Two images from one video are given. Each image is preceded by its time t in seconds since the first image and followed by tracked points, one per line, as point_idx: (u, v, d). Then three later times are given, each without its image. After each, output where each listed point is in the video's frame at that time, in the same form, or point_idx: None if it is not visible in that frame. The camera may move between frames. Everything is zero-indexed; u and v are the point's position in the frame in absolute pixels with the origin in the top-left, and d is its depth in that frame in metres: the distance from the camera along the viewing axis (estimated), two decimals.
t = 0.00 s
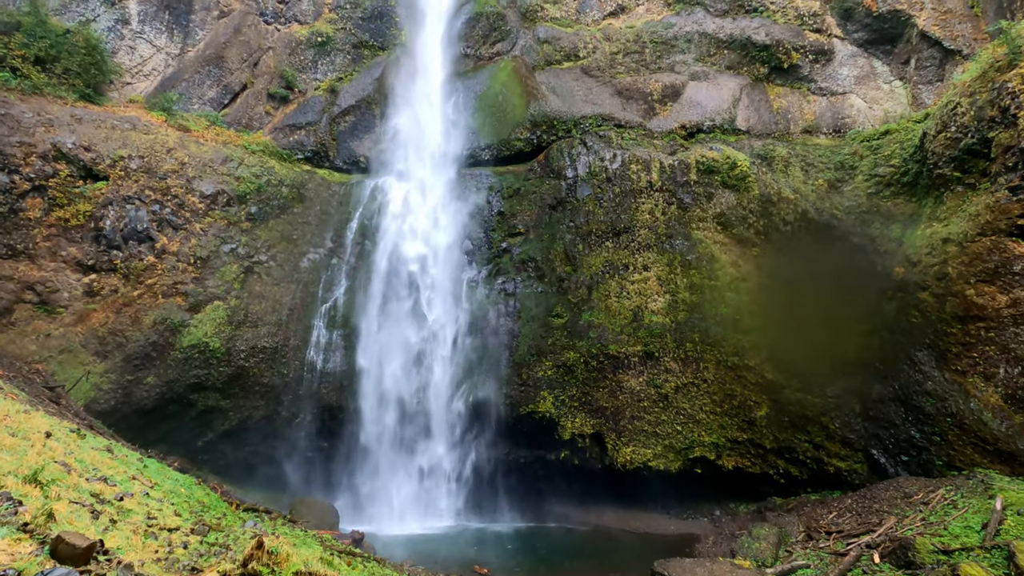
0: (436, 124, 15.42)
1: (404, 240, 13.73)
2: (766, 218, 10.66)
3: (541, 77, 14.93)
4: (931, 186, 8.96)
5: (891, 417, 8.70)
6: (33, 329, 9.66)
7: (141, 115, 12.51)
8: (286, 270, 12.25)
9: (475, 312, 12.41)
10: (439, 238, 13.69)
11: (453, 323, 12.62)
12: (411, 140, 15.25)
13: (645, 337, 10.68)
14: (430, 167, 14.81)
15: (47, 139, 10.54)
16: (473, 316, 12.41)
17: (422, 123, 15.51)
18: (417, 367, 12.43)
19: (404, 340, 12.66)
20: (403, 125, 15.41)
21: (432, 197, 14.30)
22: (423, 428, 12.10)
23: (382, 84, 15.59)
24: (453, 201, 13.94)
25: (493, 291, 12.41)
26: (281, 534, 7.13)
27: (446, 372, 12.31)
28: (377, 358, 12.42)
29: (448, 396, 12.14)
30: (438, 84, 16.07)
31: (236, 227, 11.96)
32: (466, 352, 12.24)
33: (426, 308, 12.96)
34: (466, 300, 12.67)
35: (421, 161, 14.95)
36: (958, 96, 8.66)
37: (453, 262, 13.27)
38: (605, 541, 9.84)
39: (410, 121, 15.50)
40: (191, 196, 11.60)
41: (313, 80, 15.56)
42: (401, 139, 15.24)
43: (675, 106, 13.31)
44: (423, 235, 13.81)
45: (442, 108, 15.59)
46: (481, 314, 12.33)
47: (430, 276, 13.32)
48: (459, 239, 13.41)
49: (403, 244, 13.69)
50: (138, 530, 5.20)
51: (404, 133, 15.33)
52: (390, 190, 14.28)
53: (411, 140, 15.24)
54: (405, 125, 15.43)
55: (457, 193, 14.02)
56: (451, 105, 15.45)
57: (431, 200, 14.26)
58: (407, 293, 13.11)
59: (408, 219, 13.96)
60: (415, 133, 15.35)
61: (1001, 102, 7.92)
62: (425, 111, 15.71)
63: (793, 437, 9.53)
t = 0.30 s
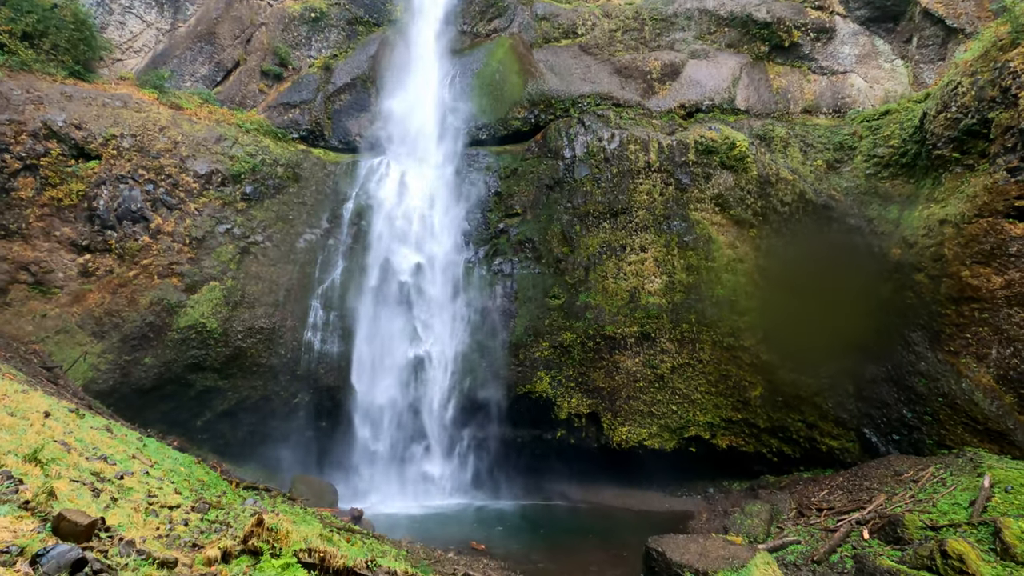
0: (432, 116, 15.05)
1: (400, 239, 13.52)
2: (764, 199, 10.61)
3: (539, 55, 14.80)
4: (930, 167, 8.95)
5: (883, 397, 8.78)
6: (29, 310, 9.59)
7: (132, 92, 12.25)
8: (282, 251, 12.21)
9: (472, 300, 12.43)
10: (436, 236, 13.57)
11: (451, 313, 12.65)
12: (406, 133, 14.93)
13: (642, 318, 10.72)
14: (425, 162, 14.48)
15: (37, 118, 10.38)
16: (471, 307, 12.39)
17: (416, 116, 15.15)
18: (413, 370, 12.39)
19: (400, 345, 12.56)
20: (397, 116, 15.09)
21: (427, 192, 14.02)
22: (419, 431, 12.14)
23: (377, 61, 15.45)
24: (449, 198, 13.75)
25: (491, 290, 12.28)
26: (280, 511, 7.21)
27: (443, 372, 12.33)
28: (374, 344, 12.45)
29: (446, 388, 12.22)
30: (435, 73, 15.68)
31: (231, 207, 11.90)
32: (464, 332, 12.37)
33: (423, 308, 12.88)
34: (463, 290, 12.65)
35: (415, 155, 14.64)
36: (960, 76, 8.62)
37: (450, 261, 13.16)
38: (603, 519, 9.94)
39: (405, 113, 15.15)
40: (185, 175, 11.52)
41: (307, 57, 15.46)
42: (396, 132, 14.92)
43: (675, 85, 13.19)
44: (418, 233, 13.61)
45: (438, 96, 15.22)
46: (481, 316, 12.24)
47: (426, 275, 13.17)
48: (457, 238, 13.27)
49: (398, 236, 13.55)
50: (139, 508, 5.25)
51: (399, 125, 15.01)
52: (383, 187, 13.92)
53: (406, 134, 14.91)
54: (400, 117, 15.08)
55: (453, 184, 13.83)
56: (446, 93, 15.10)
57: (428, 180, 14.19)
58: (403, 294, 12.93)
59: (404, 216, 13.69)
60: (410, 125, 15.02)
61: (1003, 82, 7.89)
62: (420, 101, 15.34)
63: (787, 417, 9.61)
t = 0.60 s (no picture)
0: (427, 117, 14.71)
1: (394, 246, 13.29)
2: (763, 182, 10.57)
3: (537, 36, 14.66)
4: (930, 150, 8.92)
5: (878, 380, 8.85)
6: (25, 293, 9.53)
7: (125, 73, 12.12)
8: (279, 235, 12.19)
9: (469, 286, 12.40)
10: (431, 240, 13.32)
11: (448, 297, 12.64)
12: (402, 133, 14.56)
13: (639, 301, 10.74)
14: (421, 162, 14.10)
15: (28, 98, 10.23)
16: (468, 296, 12.35)
17: (411, 117, 14.79)
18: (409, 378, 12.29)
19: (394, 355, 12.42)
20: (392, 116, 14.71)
21: (422, 195, 13.73)
22: (415, 430, 12.12)
23: (373, 41, 15.24)
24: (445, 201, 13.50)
25: (489, 296, 12.09)
26: (279, 492, 7.29)
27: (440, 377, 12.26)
28: (372, 329, 12.48)
29: (443, 372, 12.25)
30: (430, 71, 15.24)
31: (227, 190, 11.85)
32: (461, 315, 12.37)
33: (418, 307, 12.78)
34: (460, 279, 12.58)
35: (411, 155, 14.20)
36: (962, 58, 8.56)
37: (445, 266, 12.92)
38: (599, 500, 10.05)
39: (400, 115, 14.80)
40: (180, 158, 11.44)
41: (302, 37, 15.39)
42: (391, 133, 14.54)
43: (675, 67, 13.15)
44: (413, 231, 13.44)
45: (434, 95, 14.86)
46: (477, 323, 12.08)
47: (421, 281, 12.97)
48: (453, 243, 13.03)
49: (396, 221, 13.48)
50: (139, 489, 5.29)
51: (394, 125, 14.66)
52: (378, 195, 13.60)
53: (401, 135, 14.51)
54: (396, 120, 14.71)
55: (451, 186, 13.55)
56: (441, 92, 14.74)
57: (425, 163, 14.10)
58: (398, 303, 12.76)
59: (399, 222, 13.47)
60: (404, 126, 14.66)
61: (1005, 65, 7.83)
62: (415, 102, 14.98)
63: (782, 400, 9.68)
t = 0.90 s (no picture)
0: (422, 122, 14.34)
1: (390, 258, 13.05)
2: (761, 167, 10.53)
3: (535, 17, 14.51)
4: (929, 135, 8.91)
5: (873, 365, 8.89)
6: (21, 278, 9.48)
7: (117, 54, 11.95)
8: (275, 219, 12.15)
9: (466, 271, 12.40)
10: (428, 251, 13.09)
11: (445, 281, 12.66)
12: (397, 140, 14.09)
13: (637, 286, 10.75)
14: (417, 171, 13.81)
15: (20, 80, 10.09)
16: (465, 283, 12.35)
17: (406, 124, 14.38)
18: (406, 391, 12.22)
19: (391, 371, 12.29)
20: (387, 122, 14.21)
21: (419, 205, 13.48)
22: (413, 413, 12.17)
23: (369, 21, 15.00)
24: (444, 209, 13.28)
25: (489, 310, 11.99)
26: (279, 475, 7.35)
27: (438, 382, 12.25)
28: (370, 313, 12.52)
29: (441, 356, 12.30)
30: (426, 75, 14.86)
31: (223, 173, 11.79)
32: (459, 299, 12.39)
33: (416, 292, 12.80)
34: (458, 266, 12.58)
35: (408, 164, 13.87)
36: (964, 41, 8.52)
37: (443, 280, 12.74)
38: (595, 483, 10.16)
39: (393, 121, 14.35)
40: (175, 141, 11.34)
41: (297, 17, 15.26)
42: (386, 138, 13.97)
43: (674, 50, 13.02)
44: (411, 215, 13.40)
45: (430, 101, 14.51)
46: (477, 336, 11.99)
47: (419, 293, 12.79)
48: (450, 255, 12.80)
49: (392, 206, 13.44)
50: (139, 472, 5.32)
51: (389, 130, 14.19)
52: (374, 208, 13.31)
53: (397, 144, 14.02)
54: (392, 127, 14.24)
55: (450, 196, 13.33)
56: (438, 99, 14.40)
57: (422, 147, 14.03)
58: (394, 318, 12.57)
59: (395, 234, 13.23)
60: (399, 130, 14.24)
61: (1008, 48, 7.80)
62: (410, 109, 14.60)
63: (778, 384, 9.74)
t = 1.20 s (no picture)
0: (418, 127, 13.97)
1: (386, 260, 12.89)
2: (758, 152, 10.50)
3: None
4: (926, 120, 8.91)
5: (865, 349, 8.97)
6: (12, 262, 9.38)
7: (105, 34, 11.72)
8: (270, 203, 12.07)
9: (462, 256, 12.41)
10: (424, 264, 12.83)
11: (441, 266, 12.66)
12: (391, 146, 13.74)
13: (632, 272, 10.77)
14: (413, 181, 13.53)
15: (6, 61, 9.89)
16: (461, 269, 12.35)
17: (401, 129, 13.97)
18: (402, 407, 12.13)
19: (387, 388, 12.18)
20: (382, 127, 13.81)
21: (415, 218, 13.21)
22: (408, 397, 12.22)
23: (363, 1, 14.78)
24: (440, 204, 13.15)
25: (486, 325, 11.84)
26: (276, 459, 7.39)
27: (434, 366, 12.30)
28: (365, 298, 12.54)
29: (436, 340, 12.34)
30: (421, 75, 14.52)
31: (216, 157, 11.67)
32: (454, 284, 12.41)
33: (412, 276, 12.80)
34: (453, 253, 12.56)
35: (403, 175, 13.59)
36: (963, 25, 8.51)
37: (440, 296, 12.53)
38: (589, 466, 10.26)
39: (387, 125, 13.89)
40: (166, 124, 11.20)
41: None
42: (381, 147, 13.65)
43: (672, 32, 12.90)
44: (406, 200, 13.35)
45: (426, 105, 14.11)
46: (474, 350, 11.96)
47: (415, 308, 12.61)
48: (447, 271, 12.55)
49: (387, 191, 13.38)
50: (136, 456, 5.35)
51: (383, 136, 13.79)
52: (369, 221, 13.06)
53: (392, 153, 13.70)
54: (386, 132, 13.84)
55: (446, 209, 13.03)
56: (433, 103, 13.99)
57: (417, 131, 13.92)
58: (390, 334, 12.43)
59: (391, 247, 12.97)
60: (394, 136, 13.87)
61: (1007, 33, 7.80)
62: (405, 113, 14.19)
63: (772, 368, 9.82)
